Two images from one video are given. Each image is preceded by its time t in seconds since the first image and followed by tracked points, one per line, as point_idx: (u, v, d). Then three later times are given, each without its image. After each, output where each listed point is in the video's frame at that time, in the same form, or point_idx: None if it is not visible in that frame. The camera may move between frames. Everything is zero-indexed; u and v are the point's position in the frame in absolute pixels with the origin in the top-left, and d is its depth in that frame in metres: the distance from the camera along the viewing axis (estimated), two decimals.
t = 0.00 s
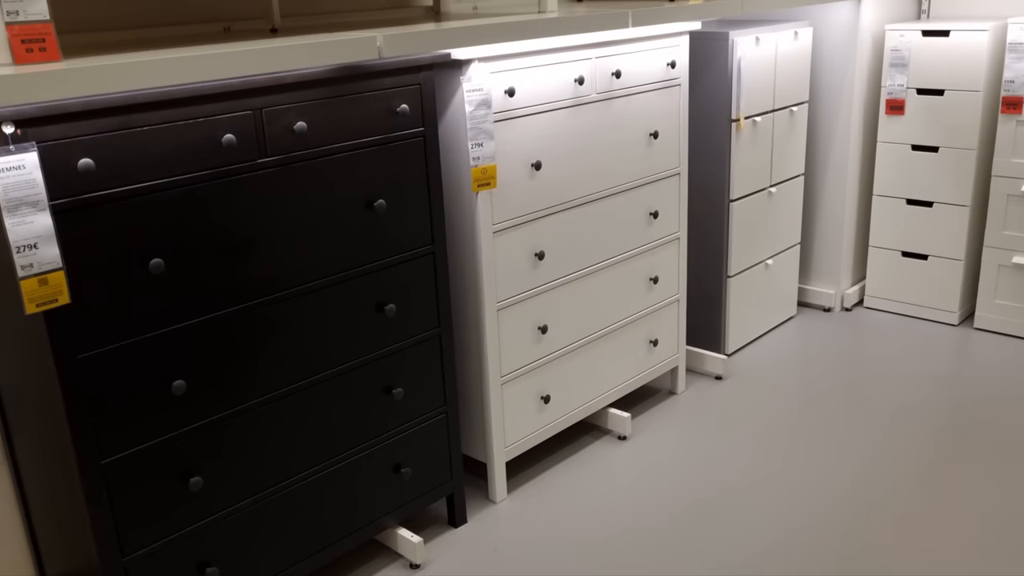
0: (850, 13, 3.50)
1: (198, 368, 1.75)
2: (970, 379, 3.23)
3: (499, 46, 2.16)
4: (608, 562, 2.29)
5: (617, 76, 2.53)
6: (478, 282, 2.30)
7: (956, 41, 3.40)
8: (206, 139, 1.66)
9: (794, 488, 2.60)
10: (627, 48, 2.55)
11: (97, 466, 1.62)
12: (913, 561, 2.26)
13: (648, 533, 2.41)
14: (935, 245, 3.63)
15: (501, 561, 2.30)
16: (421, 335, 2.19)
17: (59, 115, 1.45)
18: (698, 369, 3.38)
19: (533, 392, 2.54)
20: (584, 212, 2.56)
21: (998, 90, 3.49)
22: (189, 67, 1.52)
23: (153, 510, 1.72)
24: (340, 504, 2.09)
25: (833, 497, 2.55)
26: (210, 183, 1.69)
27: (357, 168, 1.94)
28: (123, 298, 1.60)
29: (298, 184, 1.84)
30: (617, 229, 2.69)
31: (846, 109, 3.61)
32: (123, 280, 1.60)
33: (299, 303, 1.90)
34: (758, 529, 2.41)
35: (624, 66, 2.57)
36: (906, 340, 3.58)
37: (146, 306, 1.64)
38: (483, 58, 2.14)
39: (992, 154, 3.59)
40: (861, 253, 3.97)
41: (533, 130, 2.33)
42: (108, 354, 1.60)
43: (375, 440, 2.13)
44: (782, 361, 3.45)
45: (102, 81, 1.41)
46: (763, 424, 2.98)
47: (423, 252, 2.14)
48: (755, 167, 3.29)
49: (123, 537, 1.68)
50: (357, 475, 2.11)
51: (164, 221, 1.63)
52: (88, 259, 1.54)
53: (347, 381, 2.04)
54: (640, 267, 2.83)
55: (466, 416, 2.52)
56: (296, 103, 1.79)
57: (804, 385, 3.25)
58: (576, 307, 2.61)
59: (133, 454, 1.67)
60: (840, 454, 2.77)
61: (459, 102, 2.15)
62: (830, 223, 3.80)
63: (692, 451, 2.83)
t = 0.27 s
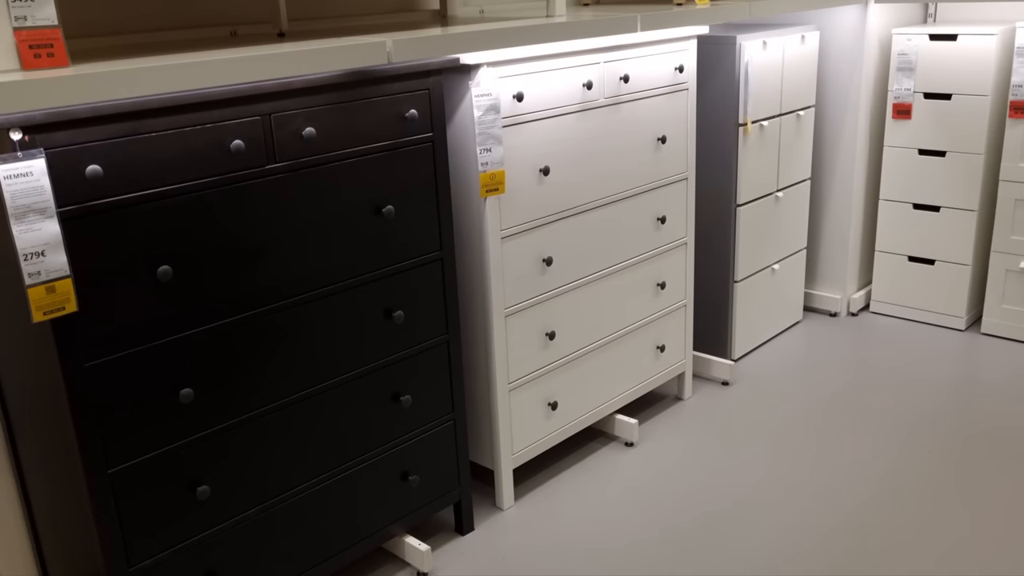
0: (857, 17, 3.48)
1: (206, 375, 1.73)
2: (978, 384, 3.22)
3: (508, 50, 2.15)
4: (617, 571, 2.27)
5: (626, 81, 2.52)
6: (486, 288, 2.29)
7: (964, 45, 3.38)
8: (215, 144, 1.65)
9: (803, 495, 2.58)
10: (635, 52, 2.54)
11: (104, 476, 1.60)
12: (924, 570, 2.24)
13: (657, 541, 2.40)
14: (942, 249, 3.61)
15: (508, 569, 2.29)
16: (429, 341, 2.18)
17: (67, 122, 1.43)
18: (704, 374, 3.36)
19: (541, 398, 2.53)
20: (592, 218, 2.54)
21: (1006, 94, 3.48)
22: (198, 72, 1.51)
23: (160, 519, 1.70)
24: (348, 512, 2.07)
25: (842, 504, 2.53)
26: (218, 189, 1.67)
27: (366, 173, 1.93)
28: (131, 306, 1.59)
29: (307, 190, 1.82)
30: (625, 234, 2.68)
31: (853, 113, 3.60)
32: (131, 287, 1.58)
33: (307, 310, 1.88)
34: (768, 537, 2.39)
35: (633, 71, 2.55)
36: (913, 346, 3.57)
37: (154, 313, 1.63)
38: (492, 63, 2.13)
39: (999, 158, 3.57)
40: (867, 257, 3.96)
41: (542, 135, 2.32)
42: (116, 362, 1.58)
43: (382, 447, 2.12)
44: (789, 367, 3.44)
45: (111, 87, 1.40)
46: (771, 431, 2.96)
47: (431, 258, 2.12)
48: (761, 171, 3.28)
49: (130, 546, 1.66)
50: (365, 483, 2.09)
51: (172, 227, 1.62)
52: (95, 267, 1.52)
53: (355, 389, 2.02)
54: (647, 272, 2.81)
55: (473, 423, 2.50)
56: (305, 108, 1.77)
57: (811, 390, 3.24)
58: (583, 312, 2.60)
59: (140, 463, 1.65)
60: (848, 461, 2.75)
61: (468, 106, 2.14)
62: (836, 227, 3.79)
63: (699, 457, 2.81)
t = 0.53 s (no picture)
0: (860, 19, 3.48)
1: (212, 382, 1.72)
2: (982, 387, 3.21)
3: (513, 54, 2.14)
4: None
5: (631, 84, 2.51)
6: (491, 292, 2.28)
7: (968, 48, 3.38)
8: (221, 149, 1.64)
9: (809, 499, 2.57)
10: (640, 55, 2.53)
11: (111, 483, 1.59)
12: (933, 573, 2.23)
13: (663, 545, 2.39)
14: (946, 252, 3.60)
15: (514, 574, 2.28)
16: (435, 346, 2.17)
17: (74, 127, 1.42)
18: (708, 378, 3.35)
19: (546, 403, 2.52)
20: (597, 221, 2.53)
21: (1010, 97, 3.47)
22: (205, 77, 1.50)
23: (166, 525, 1.69)
24: (354, 518, 2.06)
25: (848, 508, 2.52)
26: (225, 195, 1.67)
27: (372, 178, 1.92)
28: (137, 312, 1.58)
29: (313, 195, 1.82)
30: (630, 238, 2.67)
31: (857, 116, 3.59)
32: (137, 293, 1.57)
33: (313, 315, 1.87)
34: (776, 542, 2.38)
35: (637, 74, 2.55)
36: (917, 348, 3.56)
37: (160, 320, 1.62)
38: (497, 67, 2.12)
39: (1003, 161, 3.57)
40: (871, 260, 3.95)
41: (547, 139, 2.31)
42: (122, 368, 1.57)
43: (389, 453, 2.11)
44: (793, 370, 3.43)
45: (117, 92, 1.39)
46: (776, 434, 2.95)
47: (436, 263, 2.12)
48: (765, 174, 3.27)
49: (136, 553, 1.65)
50: (370, 489, 2.08)
51: (178, 233, 1.61)
52: (102, 272, 1.51)
53: (361, 394, 2.01)
54: (652, 276, 2.80)
55: (478, 428, 2.49)
56: (311, 113, 1.76)
57: (815, 394, 3.23)
58: (588, 316, 2.59)
59: (146, 470, 1.64)
60: (854, 464, 2.74)
61: (473, 110, 2.13)
62: (840, 230, 3.78)
63: (705, 461, 2.80)
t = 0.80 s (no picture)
0: (859, 21, 3.50)
1: (216, 380, 1.74)
2: (979, 387, 3.23)
3: (514, 55, 2.16)
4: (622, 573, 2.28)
5: (631, 85, 2.53)
6: (492, 291, 2.29)
7: (966, 50, 3.40)
8: (226, 148, 1.65)
9: (807, 497, 2.59)
10: (640, 56, 2.55)
11: (115, 479, 1.60)
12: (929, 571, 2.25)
13: (662, 543, 2.40)
14: (943, 253, 3.62)
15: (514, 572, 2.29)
16: (436, 345, 2.18)
17: (81, 126, 1.43)
18: (707, 378, 3.37)
19: (546, 402, 2.53)
20: (597, 221, 2.55)
21: (1008, 99, 3.49)
22: (211, 77, 1.51)
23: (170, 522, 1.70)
24: (355, 516, 2.07)
25: (845, 506, 2.54)
26: (229, 194, 1.68)
27: (374, 178, 1.93)
28: (142, 310, 1.59)
29: (316, 195, 1.83)
30: (629, 238, 2.69)
31: (855, 117, 3.61)
32: (143, 291, 1.58)
33: (316, 314, 1.89)
34: (774, 540, 2.39)
35: (638, 75, 2.56)
36: (914, 349, 3.58)
37: (165, 318, 1.63)
38: (499, 68, 2.13)
39: (1001, 163, 3.59)
40: (869, 260, 3.97)
41: (548, 139, 2.32)
42: (127, 366, 1.59)
43: (390, 450, 2.12)
44: (791, 370, 3.44)
45: (124, 92, 1.40)
46: (774, 433, 2.97)
47: (438, 262, 2.13)
48: (764, 175, 3.29)
49: (139, 550, 1.66)
50: (372, 487, 2.10)
51: (183, 231, 1.62)
52: (107, 270, 1.53)
53: (363, 392, 2.02)
54: (651, 276, 2.82)
55: (479, 426, 2.51)
56: (315, 113, 1.78)
57: (813, 393, 3.25)
58: (589, 315, 2.61)
59: (151, 467, 1.65)
60: (851, 463, 2.76)
61: (475, 111, 2.14)
62: (838, 231, 3.80)
63: (703, 460, 2.82)
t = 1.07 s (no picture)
0: (858, 24, 3.49)
1: (215, 385, 1.72)
2: (980, 390, 3.22)
3: (515, 57, 2.15)
4: None
5: (631, 88, 2.52)
6: (492, 295, 2.28)
7: (966, 52, 3.39)
8: (225, 152, 1.64)
9: (808, 501, 2.58)
10: (641, 59, 2.54)
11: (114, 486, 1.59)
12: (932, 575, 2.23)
13: (663, 547, 2.39)
14: (943, 255, 3.62)
15: None
16: (436, 349, 2.17)
17: (79, 130, 1.42)
18: (707, 381, 3.36)
19: (546, 406, 2.52)
20: (597, 225, 2.54)
21: (1008, 101, 3.49)
22: (210, 80, 1.50)
23: (168, 528, 1.69)
24: (355, 522, 2.06)
25: (847, 510, 2.52)
26: (228, 198, 1.67)
27: (375, 181, 1.92)
28: (141, 315, 1.58)
29: (316, 198, 1.82)
30: (630, 241, 2.67)
31: (855, 120, 3.60)
32: (141, 296, 1.57)
33: (316, 318, 1.88)
34: (776, 544, 2.38)
35: (638, 78, 2.55)
36: (915, 352, 3.57)
37: (164, 323, 1.62)
38: (499, 70, 2.12)
39: (1000, 165, 3.58)
40: (869, 263, 3.96)
41: (548, 142, 2.31)
42: (126, 371, 1.57)
43: (390, 455, 2.11)
44: (791, 373, 3.43)
45: (122, 95, 1.39)
46: (775, 436, 2.95)
47: (438, 266, 2.12)
48: (764, 178, 3.28)
49: (138, 557, 1.65)
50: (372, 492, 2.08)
51: (182, 235, 1.61)
52: (105, 275, 1.51)
53: (363, 397, 2.01)
54: (652, 279, 2.81)
55: (479, 431, 2.49)
56: (314, 116, 1.76)
57: (814, 397, 3.24)
58: (589, 319, 2.59)
59: (149, 473, 1.64)
60: (853, 467, 2.75)
61: (475, 114, 2.13)
62: (838, 234, 3.79)
63: (704, 464, 2.81)
